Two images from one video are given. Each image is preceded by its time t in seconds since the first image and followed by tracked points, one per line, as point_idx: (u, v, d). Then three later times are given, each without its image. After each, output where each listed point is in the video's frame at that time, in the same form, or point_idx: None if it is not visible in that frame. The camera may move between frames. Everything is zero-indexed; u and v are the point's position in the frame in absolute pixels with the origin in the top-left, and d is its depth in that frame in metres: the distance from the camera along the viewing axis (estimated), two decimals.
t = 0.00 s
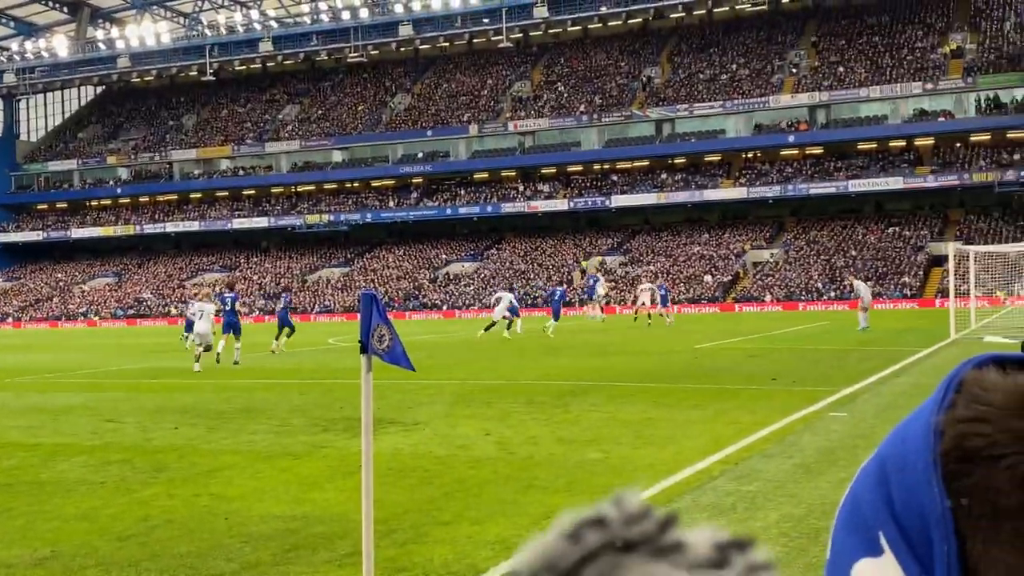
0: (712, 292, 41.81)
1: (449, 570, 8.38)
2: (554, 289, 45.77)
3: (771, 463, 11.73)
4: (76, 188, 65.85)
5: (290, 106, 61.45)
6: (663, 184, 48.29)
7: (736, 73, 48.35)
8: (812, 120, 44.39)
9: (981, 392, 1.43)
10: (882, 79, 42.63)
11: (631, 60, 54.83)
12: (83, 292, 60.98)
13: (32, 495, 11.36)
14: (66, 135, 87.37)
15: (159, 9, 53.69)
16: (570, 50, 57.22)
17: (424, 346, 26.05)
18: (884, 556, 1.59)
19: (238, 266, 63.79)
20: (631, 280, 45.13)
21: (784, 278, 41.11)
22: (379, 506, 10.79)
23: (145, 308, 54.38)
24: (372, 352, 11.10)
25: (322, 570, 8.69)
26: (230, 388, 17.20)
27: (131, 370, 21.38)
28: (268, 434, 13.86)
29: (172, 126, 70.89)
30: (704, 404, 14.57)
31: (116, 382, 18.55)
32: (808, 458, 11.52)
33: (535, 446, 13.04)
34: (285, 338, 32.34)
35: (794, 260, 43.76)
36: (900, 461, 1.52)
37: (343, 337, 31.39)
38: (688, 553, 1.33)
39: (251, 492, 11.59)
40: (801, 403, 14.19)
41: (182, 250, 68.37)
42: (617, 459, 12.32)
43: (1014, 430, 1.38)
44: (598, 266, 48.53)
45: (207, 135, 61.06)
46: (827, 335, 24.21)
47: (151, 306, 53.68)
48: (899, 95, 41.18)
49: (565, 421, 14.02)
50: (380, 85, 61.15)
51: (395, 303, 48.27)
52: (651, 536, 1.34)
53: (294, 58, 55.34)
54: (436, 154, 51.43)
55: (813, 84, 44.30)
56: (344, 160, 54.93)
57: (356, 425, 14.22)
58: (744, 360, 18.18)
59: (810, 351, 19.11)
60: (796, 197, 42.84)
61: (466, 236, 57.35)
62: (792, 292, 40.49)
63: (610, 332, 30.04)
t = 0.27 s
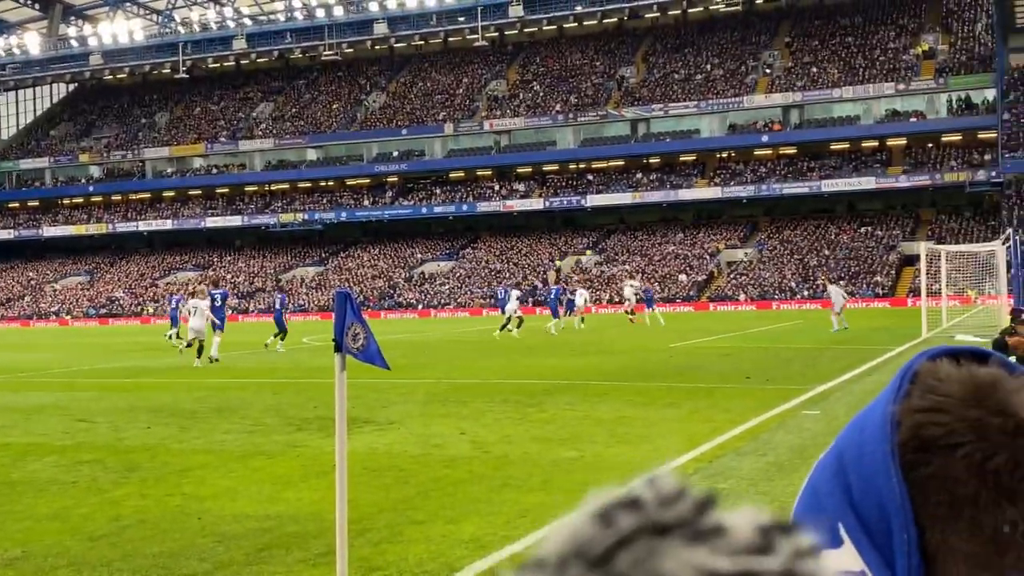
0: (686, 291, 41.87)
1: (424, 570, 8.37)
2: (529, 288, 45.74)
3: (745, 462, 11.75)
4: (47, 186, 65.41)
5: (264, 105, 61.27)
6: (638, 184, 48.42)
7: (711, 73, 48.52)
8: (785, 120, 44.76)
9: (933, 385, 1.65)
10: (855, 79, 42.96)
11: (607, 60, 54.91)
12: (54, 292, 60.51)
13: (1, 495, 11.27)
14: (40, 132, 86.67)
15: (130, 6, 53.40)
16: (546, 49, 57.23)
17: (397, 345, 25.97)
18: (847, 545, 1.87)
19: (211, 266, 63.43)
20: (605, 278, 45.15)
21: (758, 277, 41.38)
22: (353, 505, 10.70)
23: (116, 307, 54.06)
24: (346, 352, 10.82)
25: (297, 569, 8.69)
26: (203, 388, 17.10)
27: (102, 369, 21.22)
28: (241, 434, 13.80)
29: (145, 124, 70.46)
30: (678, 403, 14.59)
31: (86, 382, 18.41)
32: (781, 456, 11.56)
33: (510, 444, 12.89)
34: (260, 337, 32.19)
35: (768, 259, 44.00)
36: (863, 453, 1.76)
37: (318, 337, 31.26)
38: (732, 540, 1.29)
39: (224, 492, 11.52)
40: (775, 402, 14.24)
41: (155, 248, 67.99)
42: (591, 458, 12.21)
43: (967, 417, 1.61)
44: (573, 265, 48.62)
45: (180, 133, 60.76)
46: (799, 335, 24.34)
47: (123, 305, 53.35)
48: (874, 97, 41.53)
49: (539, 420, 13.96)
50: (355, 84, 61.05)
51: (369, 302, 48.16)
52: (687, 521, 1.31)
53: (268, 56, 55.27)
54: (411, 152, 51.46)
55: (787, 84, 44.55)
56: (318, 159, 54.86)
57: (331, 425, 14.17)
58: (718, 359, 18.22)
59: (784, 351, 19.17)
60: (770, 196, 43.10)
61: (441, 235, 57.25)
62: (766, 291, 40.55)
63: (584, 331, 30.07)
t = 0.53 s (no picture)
0: (665, 288, 42.69)
1: (403, 568, 8.33)
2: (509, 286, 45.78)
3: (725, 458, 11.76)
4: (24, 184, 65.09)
5: (243, 102, 61.16)
6: (618, 181, 48.53)
7: (690, 70, 48.64)
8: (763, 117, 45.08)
9: (911, 378, 1.93)
10: (833, 77, 43.31)
11: (586, 58, 54.98)
12: (31, 291, 60.22)
13: None
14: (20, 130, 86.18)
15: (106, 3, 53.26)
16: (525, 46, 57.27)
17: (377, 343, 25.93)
18: (834, 535, 2.18)
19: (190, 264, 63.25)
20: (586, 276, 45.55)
21: (737, 274, 41.54)
22: (332, 503, 10.65)
23: (93, 306, 53.86)
24: (324, 350, 10.46)
25: (277, 568, 8.66)
26: (182, 386, 17.03)
27: (80, 368, 21.11)
28: (220, 433, 13.75)
29: (122, 121, 70.14)
30: (658, 400, 14.61)
31: (62, 381, 18.30)
32: (760, 452, 11.60)
33: (490, 442, 12.82)
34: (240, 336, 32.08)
35: (747, 255, 44.13)
36: (843, 445, 2.06)
37: (298, 335, 31.16)
38: (698, 521, 1.25)
39: (203, 491, 11.46)
40: (754, 398, 14.29)
41: (133, 247, 67.72)
42: (571, 455, 12.15)
43: (945, 411, 1.86)
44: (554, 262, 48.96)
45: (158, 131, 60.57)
46: (778, 332, 24.46)
47: (99, 302, 53.11)
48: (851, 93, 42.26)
49: (520, 417, 13.94)
50: (334, 81, 60.98)
51: (348, 300, 48.14)
52: (655, 503, 1.28)
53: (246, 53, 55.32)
54: (391, 150, 51.52)
55: (765, 82, 44.74)
56: (296, 156, 54.87)
57: (310, 423, 14.14)
58: (698, 356, 18.25)
59: (763, 347, 19.22)
60: (748, 193, 43.30)
61: (420, 233, 57.19)
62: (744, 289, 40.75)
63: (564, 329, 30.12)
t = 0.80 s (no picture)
0: (647, 284, 43.00)
1: (384, 565, 8.32)
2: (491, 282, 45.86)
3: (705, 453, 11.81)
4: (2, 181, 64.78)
5: (222, 98, 61.11)
6: (599, 178, 48.72)
7: (670, 66, 48.89)
8: (743, 113, 45.43)
9: (856, 369, 1.90)
10: (813, 72, 43.49)
11: (565, 53, 55.20)
12: (11, 288, 59.95)
13: None
14: None
15: None
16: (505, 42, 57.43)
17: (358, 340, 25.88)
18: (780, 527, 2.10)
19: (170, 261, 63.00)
20: (567, 272, 45.85)
21: (718, 270, 41.67)
22: (312, 501, 10.60)
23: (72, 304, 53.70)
24: (302, 347, 10.45)
25: (257, 566, 8.63)
26: (161, 384, 16.94)
27: (59, 367, 20.99)
28: (199, 431, 13.68)
29: (101, 117, 69.89)
30: (638, 395, 14.64)
31: (40, 380, 18.19)
32: (739, 447, 11.65)
33: (471, 439, 12.79)
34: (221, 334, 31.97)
35: (728, 251, 44.30)
36: (792, 438, 2.01)
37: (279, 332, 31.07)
38: (665, 512, 1.26)
39: (181, 490, 11.40)
40: (733, 393, 14.35)
41: (113, 244, 67.50)
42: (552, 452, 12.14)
43: (891, 402, 1.83)
44: (535, 259, 49.15)
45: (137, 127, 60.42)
46: (758, 326, 24.54)
47: (79, 300, 52.95)
48: (830, 89, 42.42)
49: (500, 414, 13.95)
50: (314, 77, 60.99)
51: (330, 297, 48.16)
52: (618, 492, 1.27)
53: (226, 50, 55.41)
54: (372, 146, 51.58)
55: (744, 77, 45.04)
56: (277, 153, 54.91)
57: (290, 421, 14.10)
58: (677, 352, 18.31)
59: (742, 342, 19.30)
60: (728, 189, 43.57)
61: (401, 229, 57.26)
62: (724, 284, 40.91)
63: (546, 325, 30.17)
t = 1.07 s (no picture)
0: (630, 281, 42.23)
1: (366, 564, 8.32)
2: (473, 280, 45.88)
3: (686, 449, 11.87)
4: None
5: (204, 97, 61.08)
6: (581, 175, 48.93)
7: (651, 64, 49.15)
8: (723, 110, 45.77)
9: (806, 369, 1.83)
10: (793, 70, 43.75)
11: (547, 51, 55.46)
12: None
13: None
14: None
15: None
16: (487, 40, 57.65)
17: (341, 338, 25.86)
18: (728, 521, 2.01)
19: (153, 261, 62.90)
20: (549, 269, 46.00)
21: (700, 266, 41.83)
22: (293, 500, 10.57)
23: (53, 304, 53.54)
24: (282, 347, 10.44)
25: (239, 566, 8.61)
26: (142, 384, 16.88)
27: (40, 366, 20.90)
28: (180, 431, 13.63)
29: (81, 116, 69.66)
30: (620, 392, 14.66)
31: (22, 380, 18.11)
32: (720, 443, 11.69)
33: (454, 437, 12.78)
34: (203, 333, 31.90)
35: (709, 247, 44.58)
36: (741, 443, 1.91)
37: (262, 331, 31.02)
38: (592, 524, 1.29)
39: (163, 489, 11.36)
40: (715, 389, 14.39)
41: (94, 243, 67.32)
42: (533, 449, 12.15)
43: (836, 401, 1.76)
44: (517, 257, 49.22)
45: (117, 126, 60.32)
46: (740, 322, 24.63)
47: (59, 300, 52.76)
48: (810, 86, 42.80)
49: (482, 411, 13.94)
50: (295, 75, 61.12)
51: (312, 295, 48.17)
52: (551, 506, 1.28)
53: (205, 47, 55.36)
54: (353, 144, 51.78)
55: (725, 75, 45.40)
56: (258, 151, 54.90)
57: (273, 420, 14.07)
58: (659, 348, 18.37)
59: (724, 338, 19.38)
60: (709, 186, 43.86)
61: (384, 227, 57.32)
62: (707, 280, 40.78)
63: (529, 321, 30.24)
